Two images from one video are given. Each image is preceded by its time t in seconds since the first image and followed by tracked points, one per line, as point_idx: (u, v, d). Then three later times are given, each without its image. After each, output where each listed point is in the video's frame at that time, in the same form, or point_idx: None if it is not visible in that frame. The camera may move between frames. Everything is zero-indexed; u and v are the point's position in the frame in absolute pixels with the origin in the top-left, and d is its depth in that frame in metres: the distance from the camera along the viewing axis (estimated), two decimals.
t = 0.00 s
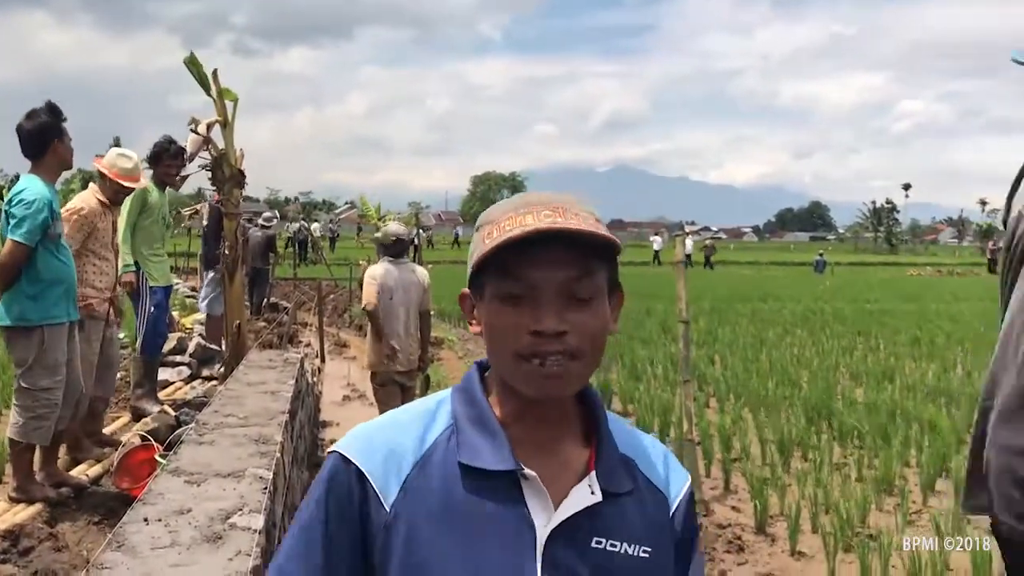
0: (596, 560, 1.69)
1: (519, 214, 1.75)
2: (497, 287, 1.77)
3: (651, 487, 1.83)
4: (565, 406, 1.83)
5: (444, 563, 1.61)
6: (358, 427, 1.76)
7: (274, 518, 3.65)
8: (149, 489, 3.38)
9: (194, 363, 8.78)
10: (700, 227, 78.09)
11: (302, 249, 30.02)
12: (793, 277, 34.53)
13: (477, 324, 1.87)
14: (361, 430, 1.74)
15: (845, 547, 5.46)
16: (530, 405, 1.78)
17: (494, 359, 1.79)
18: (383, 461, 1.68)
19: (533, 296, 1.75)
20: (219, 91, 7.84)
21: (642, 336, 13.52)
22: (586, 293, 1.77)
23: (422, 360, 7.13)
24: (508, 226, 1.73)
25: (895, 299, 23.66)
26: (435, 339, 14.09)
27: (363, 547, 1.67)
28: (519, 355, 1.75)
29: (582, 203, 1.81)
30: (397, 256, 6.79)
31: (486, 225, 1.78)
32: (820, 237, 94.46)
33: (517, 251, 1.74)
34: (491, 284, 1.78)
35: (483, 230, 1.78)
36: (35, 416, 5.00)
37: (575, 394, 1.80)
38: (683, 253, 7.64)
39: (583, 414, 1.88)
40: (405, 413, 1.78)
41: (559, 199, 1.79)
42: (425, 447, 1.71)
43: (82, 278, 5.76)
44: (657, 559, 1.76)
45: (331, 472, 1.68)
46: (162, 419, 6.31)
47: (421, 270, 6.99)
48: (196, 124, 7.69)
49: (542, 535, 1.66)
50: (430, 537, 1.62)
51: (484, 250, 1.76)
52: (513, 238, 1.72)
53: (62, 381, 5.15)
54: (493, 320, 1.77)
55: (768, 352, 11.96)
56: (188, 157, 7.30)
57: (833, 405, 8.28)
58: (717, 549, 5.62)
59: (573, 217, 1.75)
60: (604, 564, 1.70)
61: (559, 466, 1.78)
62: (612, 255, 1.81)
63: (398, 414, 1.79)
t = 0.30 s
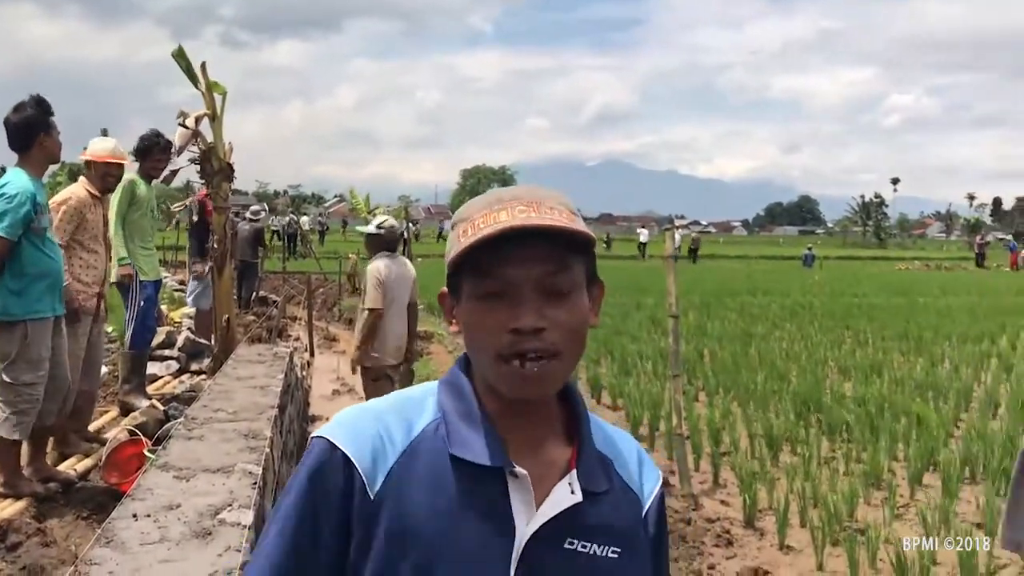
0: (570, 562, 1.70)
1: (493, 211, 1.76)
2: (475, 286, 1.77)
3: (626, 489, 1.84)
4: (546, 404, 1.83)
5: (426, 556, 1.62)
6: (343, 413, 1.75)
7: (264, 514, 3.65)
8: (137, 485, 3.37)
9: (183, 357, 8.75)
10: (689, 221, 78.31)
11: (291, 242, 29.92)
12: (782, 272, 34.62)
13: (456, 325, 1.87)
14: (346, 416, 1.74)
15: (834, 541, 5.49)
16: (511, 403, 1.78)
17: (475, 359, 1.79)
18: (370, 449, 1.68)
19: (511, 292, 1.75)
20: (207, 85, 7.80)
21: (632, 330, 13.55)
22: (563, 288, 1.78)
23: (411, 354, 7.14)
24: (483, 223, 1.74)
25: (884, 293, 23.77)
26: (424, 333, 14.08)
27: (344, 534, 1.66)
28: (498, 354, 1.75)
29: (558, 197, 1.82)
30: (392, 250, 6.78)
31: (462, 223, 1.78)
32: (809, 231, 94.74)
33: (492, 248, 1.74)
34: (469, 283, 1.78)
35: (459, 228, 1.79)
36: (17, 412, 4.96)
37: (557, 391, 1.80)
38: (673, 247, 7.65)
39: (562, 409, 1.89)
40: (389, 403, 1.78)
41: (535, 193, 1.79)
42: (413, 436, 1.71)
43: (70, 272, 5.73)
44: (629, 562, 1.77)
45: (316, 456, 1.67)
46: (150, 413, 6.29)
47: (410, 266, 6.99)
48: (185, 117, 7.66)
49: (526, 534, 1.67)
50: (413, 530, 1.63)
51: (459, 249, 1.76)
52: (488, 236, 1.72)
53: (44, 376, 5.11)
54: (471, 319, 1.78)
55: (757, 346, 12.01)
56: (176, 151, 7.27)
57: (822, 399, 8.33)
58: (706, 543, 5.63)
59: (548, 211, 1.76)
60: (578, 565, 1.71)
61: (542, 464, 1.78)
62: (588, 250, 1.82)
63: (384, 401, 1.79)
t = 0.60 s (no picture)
0: (543, 554, 1.71)
1: (477, 206, 1.75)
2: (457, 281, 1.76)
3: (595, 482, 1.85)
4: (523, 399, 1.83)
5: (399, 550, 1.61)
6: (316, 402, 1.73)
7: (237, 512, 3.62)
8: (108, 483, 3.34)
9: (157, 356, 8.68)
10: (666, 219, 78.73)
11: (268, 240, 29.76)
12: (758, 270, 34.82)
13: (433, 318, 1.86)
14: (319, 406, 1.72)
15: (808, 537, 5.52)
16: (489, 399, 1.77)
17: (453, 353, 1.78)
18: (344, 440, 1.66)
19: (495, 288, 1.74)
20: (183, 81, 7.74)
21: (609, 328, 13.58)
22: (546, 285, 1.78)
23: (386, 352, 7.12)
24: (468, 218, 1.73)
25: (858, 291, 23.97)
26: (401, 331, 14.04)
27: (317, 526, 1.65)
28: (481, 350, 1.74)
29: (540, 195, 1.82)
30: (371, 249, 6.73)
31: (444, 218, 1.77)
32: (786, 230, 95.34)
33: (477, 245, 1.73)
34: (451, 278, 1.76)
35: (441, 222, 1.77)
36: None
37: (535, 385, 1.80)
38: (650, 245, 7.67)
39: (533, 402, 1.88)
40: (362, 393, 1.76)
41: (516, 189, 1.79)
42: (387, 427, 1.69)
43: (43, 268, 5.68)
44: (599, 555, 1.79)
45: (289, 447, 1.66)
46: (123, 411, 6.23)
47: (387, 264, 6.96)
48: (159, 113, 7.59)
49: (497, 528, 1.67)
50: (386, 523, 1.62)
51: (443, 244, 1.75)
52: (475, 232, 1.71)
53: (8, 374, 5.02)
54: (451, 314, 1.77)
55: (733, 344, 12.07)
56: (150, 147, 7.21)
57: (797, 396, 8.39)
58: (681, 540, 5.66)
59: (532, 209, 1.75)
60: (549, 559, 1.71)
61: (515, 459, 1.77)
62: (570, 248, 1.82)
63: (358, 391, 1.77)
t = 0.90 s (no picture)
0: (493, 565, 1.74)
1: (431, 225, 1.78)
2: (411, 299, 1.78)
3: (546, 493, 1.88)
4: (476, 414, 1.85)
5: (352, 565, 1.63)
6: (267, 422, 1.75)
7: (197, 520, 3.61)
8: (66, 493, 3.32)
9: (119, 359, 8.60)
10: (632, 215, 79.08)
11: (232, 239, 29.51)
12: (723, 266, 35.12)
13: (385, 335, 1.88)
14: (271, 426, 1.73)
15: (767, 533, 5.60)
16: (443, 414, 1.79)
17: (407, 369, 1.80)
18: (295, 458, 1.67)
19: (449, 305, 1.77)
20: (143, 82, 7.67)
21: (575, 326, 13.64)
22: (500, 302, 1.80)
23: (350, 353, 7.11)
24: (422, 236, 1.76)
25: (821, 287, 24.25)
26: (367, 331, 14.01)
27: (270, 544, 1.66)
28: (436, 366, 1.76)
29: (491, 214, 1.85)
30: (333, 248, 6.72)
31: (397, 236, 1.80)
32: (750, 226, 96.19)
33: (432, 263, 1.75)
34: (406, 295, 1.78)
35: (395, 240, 1.80)
36: None
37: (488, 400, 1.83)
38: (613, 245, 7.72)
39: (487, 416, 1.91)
40: (314, 411, 1.78)
41: (467, 209, 1.82)
42: (339, 445, 1.71)
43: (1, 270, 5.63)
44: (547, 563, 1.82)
45: (239, 466, 1.67)
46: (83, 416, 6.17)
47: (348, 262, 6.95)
48: (119, 115, 7.52)
49: (449, 541, 1.70)
50: (339, 539, 1.64)
51: (397, 261, 1.77)
52: (430, 250, 1.74)
53: None
54: (406, 330, 1.79)
55: (697, 341, 12.18)
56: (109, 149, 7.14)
57: (758, 393, 8.49)
58: (643, 538, 5.72)
59: (485, 227, 1.79)
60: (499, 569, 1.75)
61: (467, 472, 1.80)
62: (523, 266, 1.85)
63: (310, 409, 1.79)
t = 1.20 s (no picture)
0: (465, 565, 1.76)
1: (398, 230, 1.79)
2: (379, 303, 1.78)
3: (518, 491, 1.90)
4: (444, 416, 1.86)
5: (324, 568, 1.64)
6: (235, 429, 1.75)
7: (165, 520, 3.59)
8: (31, 497, 3.28)
9: (82, 358, 8.50)
10: (597, 203, 79.28)
11: (194, 232, 29.19)
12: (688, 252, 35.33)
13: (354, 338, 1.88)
14: (239, 433, 1.73)
15: (735, 518, 5.67)
16: (411, 417, 1.81)
17: (376, 373, 1.81)
18: (264, 464, 1.68)
19: (416, 310, 1.78)
20: (100, 77, 7.56)
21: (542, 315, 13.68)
22: (467, 305, 1.82)
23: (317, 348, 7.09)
24: (389, 241, 1.77)
25: (784, 271, 24.48)
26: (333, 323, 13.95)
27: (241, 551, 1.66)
28: (404, 370, 1.77)
29: (457, 218, 1.86)
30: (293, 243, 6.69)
31: (364, 240, 1.81)
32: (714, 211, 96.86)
33: (399, 269, 1.76)
34: (373, 300, 1.79)
35: (362, 245, 1.81)
36: None
37: (456, 403, 1.84)
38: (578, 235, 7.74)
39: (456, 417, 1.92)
40: (282, 417, 1.78)
41: (434, 212, 1.83)
42: (308, 450, 1.72)
43: None
44: (518, 561, 1.85)
45: (208, 474, 1.66)
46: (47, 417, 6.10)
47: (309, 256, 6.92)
48: (76, 110, 7.41)
49: (421, 541, 1.71)
50: (311, 543, 1.65)
51: (364, 266, 1.78)
52: (397, 256, 1.74)
53: None
54: (373, 334, 1.79)
55: (663, 328, 12.26)
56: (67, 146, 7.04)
57: (724, 378, 8.58)
58: (613, 526, 5.77)
59: (451, 231, 1.80)
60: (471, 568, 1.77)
61: (437, 472, 1.82)
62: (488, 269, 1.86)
63: (278, 415, 1.79)
